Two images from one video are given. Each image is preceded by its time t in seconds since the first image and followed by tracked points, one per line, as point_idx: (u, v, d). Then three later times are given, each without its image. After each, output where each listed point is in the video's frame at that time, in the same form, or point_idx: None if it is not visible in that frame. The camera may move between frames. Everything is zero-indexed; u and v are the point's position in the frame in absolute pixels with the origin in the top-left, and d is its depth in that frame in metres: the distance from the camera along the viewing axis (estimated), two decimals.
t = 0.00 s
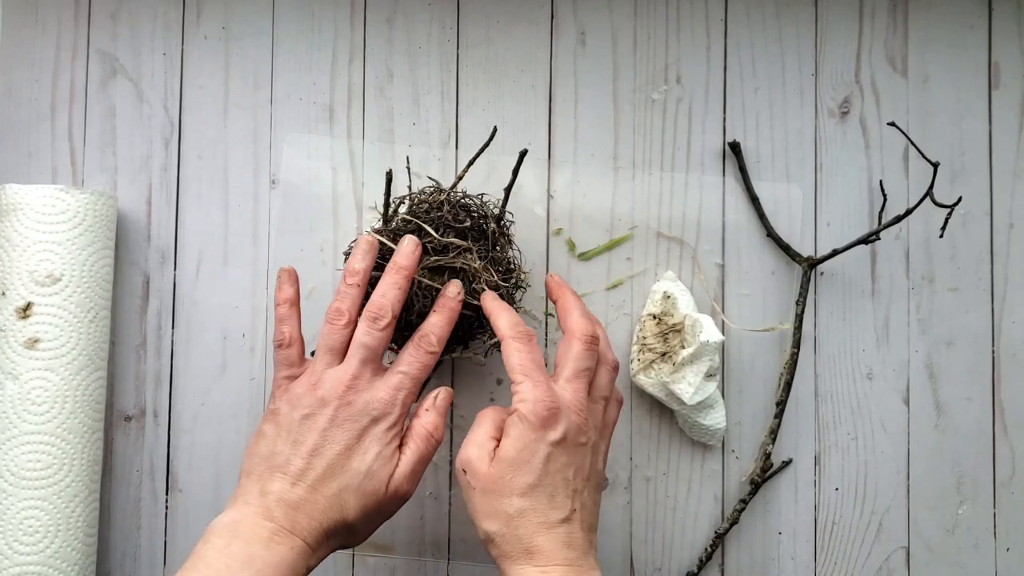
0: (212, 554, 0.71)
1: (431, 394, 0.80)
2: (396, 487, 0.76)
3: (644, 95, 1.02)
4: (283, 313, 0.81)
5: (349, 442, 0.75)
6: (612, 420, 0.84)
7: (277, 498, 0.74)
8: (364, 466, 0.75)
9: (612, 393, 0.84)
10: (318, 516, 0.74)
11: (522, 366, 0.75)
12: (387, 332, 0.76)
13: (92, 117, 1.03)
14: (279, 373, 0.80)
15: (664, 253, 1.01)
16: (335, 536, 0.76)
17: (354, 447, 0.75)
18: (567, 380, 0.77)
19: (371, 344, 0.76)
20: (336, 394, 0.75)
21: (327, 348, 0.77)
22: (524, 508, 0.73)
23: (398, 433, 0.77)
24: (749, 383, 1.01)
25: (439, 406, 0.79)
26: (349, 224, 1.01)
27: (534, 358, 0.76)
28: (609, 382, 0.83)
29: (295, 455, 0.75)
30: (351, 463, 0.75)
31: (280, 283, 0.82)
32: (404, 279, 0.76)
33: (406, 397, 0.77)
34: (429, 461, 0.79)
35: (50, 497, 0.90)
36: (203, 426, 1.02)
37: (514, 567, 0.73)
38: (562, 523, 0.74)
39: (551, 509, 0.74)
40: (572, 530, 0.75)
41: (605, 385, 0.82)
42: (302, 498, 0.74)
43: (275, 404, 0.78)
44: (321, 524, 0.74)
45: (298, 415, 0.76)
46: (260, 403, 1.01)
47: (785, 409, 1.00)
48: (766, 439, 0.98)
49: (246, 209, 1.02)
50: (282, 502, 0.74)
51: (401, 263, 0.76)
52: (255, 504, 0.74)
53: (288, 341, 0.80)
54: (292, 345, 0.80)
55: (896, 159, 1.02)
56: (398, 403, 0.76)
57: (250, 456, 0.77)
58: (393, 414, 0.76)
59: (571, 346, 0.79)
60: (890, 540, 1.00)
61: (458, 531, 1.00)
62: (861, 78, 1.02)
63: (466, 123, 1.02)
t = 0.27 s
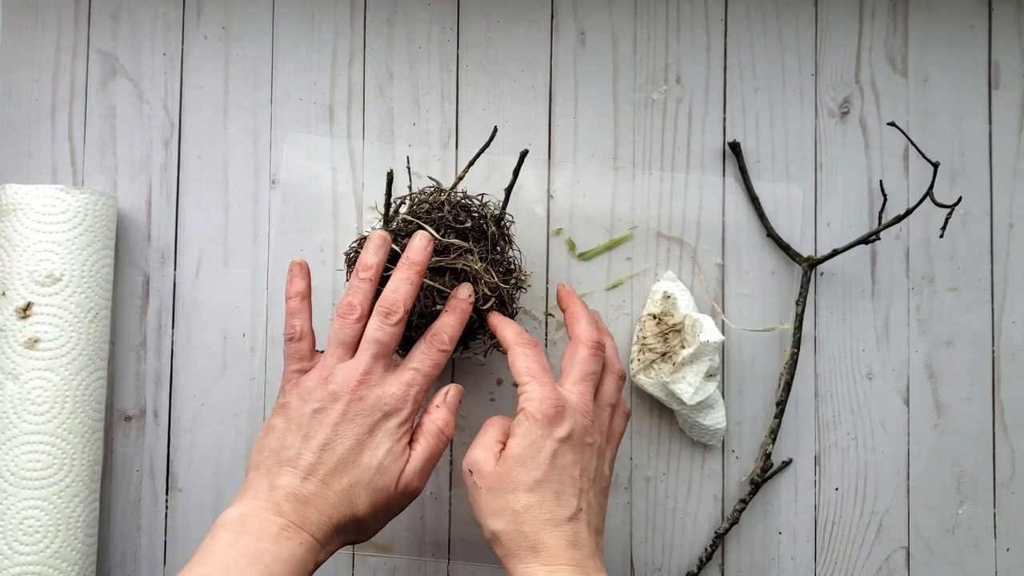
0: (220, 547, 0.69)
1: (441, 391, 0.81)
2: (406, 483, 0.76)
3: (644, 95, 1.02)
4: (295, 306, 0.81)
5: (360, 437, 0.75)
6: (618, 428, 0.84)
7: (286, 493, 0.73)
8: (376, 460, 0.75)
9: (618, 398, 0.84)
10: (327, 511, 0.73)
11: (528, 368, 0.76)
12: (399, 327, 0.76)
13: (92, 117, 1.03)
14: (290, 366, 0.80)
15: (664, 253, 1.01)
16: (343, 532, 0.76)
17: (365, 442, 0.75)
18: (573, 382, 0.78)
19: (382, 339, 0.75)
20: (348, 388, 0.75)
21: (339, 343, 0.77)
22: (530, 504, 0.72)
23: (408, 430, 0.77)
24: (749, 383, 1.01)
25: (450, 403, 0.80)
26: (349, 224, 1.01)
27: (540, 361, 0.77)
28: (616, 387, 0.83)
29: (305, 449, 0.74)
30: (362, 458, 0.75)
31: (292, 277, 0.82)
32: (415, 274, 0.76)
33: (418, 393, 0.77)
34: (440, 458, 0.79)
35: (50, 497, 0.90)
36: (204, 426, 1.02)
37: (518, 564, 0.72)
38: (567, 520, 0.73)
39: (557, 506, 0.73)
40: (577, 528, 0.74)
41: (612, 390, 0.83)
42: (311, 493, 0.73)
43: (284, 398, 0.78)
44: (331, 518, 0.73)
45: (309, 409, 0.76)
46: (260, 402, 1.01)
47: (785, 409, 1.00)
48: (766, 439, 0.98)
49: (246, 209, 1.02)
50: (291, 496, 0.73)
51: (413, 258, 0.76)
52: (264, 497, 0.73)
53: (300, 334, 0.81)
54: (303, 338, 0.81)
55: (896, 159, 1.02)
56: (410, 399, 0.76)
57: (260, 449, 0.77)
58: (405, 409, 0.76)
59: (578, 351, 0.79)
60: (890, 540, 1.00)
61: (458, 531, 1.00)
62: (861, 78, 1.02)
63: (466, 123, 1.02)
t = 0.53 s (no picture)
0: (224, 542, 0.69)
1: (444, 390, 0.82)
2: (410, 480, 0.76)
3: (644, 95, 1.02)
4: (302, 301, 0.81)
5: (365, 433, 0.75)
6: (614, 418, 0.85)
7: (290, 487, 0.73)
8: (381, 455, 0.75)
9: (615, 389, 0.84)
10: (330, 507, 0.73)
11: (528, 357, 0.76)
12: (405, 325, 0.76)
13: (92, 117, 1.03)
14: (295, 360, 0.80)
15: (664, 253, 1.01)
16: (345, 528, 0.76)
17: (370, 438, 0.75)
18: (573, 370, 0.78)
19: (388, 336, 0.76)
20: (353, 383, 0.75)
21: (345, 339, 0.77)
22: (534, 490, 0.72)
23: (412, 427, 0.78)
24: (749, 383, 1.01)
25: (454, 401, 0.80)
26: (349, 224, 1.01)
27: (540, 350, 0.77)
28: (614, 378, 0.84)
29: (310, 444, 0.75)
30: (366, 455, 0.75)
31: (299, 272, 0.82)
32: (423, 272, 0.75)
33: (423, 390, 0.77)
34: (443, 456, 0.80)
35: (50, 497, 0.90)
36: (204, 426, 1.02)
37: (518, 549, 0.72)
38: (570, 508, 0.73)
39: (560, 493, 0.73)
40: (579, 517, 0.74)
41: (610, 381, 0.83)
42: (315, 488, 0.73)
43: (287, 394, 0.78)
44: (334, 514, 0.73)
45: (314, 404, 0.76)
46: (260, 402, 1.01)
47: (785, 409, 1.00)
48: (766, 439, 0.98)
49: (246, 209, 1.02)
50: (294, 491, 0.73)
51: (421, 255, 0.75)
52: (267, 492, 0.73)
53: (305, 328, 0.80)
54: (309, 332, 0.81)
55: (896, 160, 1.02)
56: (415, 397, 0.77)
57: (262, 443, 0.77)
58: (410, 406, 0.77)
59: (577, 340, 0.80)
60: (890, 540, 1.00)
61: (458, 531, 1.00)
62: (861, 78, 1.02)
63: (466, 123, 1.02)
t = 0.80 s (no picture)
0: (221, 539, 0.69)
1: (444, 390, 0.81)
2: (407, 479, 0.76)
3: (644, 95, 1.02)
4: (302, 297, 0.80)
5: (363, 431, 0.75)
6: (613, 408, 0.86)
7: (287, 484, 0.73)
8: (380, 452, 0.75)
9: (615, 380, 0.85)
10: (327, 504, 0.73)
11: (543, 340, 0.76)
12: (405, 323, 0.76)
13: (92, 117, 1.03)
14: (293, 358, 0.79)
15: (664, 253, 1.01)
16: (343, 526, 0.76)
17: (367, 436, 0.75)
18: (582, 357, 0.79)
19: (388, 335, 0.75)
20: (352, 380, 0.75)
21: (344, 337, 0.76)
22: (545, 467, 0.72)
23: (411, 425, 0.77)
24: (749, 383, 1.01)
25: (454, 401, 0.81)
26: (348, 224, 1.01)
27: (553, 335, 0.77)
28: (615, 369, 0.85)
29: (307, 441, 0.74)
30: (363, 453, 0.74)
31: (300, 268, 0.80)
32: (424, 270, 0.75)
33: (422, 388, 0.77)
34: (441, 456, 0.80)
35: (50, 497, 0.90)
36: (204, 426, 1.02)
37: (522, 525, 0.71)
38: (577, 489, 0.73)
39: (569, 474, 0.73)
40: (584, 500, 0.74)
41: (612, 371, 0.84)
42: (312, 485, 0.73)
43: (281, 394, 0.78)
44: (331, 512, 0.73)
45: (312, 401, 0.75)
46: (260, 402, 1.01)
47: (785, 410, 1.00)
48: (766, 440, 0.98)
49: (246, 209, 1.02)
50: (291, 488, 0.73)
51: (422, 253, 0.75)
52: (264, 488, 0.73)
53: (304, 326, 0.79)
54: (308, 329, 0.79)
55: (896, 160, 1.02)
56: (414, 395, 0.77)
57: (262, 440, 0.77)
58: (410, 404, 0.76)
59: (586, 329, 0.81)
60: (890, 540, 1.00)
61: (458, 531, 1.00)
62: (861, 78, 1.02)
63: (466, 123, 1.02)
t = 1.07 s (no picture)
0: (223, 534, 0.69)
1: (453, 398, 0.81)
2: (410, 485, 0.76)
3: (644, 95, 1.02)
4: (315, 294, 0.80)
5: (368, 433, 0.74)
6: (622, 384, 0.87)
7: (290, 483, 0.73)
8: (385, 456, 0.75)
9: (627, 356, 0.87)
10: (329, 504, 0.73)
11: (576, 308, 0.76)
12: (417, 328, 0.75)
13: (92, 117, 1.03)
14: (302, 355, 0.79)
15: (664, 253, 1.01)
16: (344, 526, 0.76)
17: (372, 437, 0.75)
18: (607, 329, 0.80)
19: (400, 338, 0.75)
20: (361, 382, 0.74)
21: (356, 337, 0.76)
22: (587, 426, 0.72)
23: (416, 433, 0.77)
24: (749, 383, 1.01)
25: (462, 411, 0.81)
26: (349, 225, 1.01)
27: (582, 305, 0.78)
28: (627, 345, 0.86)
29: (312, 440, 0.74)
30: (367, 456, 0.74)
31: (313, 265, 0.81)
32: (440, 276, 0.75)
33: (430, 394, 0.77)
34: (444, 465, 0.79)
35: (50, 497, 0.90)
36: (204, 426, 1.02)
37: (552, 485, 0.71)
38: (609, 453, 0.74)
39: (605, 436, 0.74)
40: (613, 468, 0.75)
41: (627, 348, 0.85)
42: (315, 485, 0.73)
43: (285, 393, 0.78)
44: (333, 512, 0.73)
45: (319, 401, 0.75)
46: (260, 403, 1.01)
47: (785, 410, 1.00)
48: (766, 440, 0.98)
49: (246, 209, 1.02)
50: (293, 486, 0.73)
51: (440, 259, 0.75)
52: (267, 485, 0.73)
53: (316, 323, 0.79)
54: (320, 327, 0.79)
55: (896, 160, 1.02)
56: (423, 400, 0.77)
57: (265, 436, 0.77)
58: (417, 410, 0.76)
59: (607, 306, 0.81)
60: (890, 540, 1.00)
61: (458, 531, 1.00)
62: (861, 78, 1.02)
63: (466, 123, 1.02)
